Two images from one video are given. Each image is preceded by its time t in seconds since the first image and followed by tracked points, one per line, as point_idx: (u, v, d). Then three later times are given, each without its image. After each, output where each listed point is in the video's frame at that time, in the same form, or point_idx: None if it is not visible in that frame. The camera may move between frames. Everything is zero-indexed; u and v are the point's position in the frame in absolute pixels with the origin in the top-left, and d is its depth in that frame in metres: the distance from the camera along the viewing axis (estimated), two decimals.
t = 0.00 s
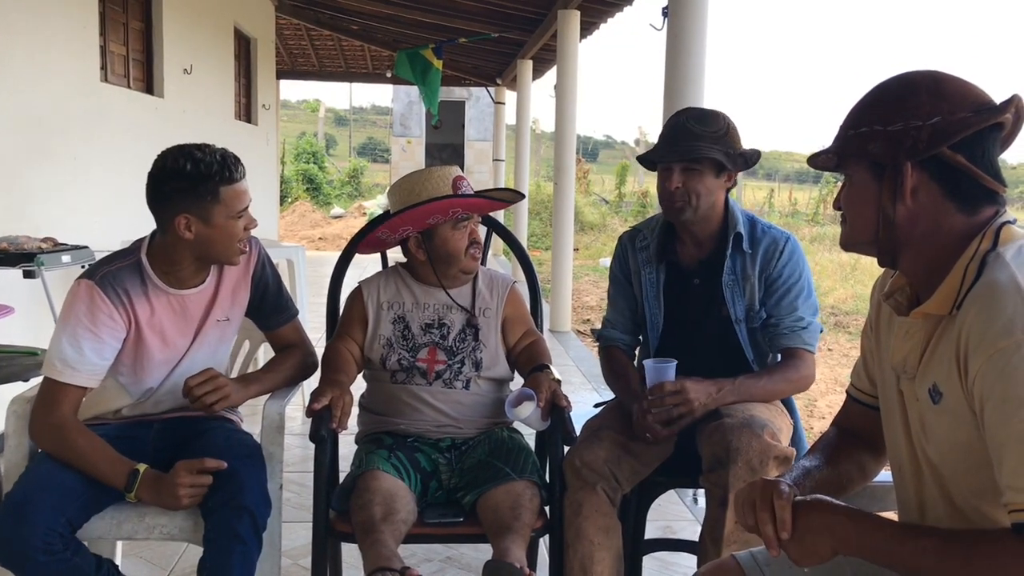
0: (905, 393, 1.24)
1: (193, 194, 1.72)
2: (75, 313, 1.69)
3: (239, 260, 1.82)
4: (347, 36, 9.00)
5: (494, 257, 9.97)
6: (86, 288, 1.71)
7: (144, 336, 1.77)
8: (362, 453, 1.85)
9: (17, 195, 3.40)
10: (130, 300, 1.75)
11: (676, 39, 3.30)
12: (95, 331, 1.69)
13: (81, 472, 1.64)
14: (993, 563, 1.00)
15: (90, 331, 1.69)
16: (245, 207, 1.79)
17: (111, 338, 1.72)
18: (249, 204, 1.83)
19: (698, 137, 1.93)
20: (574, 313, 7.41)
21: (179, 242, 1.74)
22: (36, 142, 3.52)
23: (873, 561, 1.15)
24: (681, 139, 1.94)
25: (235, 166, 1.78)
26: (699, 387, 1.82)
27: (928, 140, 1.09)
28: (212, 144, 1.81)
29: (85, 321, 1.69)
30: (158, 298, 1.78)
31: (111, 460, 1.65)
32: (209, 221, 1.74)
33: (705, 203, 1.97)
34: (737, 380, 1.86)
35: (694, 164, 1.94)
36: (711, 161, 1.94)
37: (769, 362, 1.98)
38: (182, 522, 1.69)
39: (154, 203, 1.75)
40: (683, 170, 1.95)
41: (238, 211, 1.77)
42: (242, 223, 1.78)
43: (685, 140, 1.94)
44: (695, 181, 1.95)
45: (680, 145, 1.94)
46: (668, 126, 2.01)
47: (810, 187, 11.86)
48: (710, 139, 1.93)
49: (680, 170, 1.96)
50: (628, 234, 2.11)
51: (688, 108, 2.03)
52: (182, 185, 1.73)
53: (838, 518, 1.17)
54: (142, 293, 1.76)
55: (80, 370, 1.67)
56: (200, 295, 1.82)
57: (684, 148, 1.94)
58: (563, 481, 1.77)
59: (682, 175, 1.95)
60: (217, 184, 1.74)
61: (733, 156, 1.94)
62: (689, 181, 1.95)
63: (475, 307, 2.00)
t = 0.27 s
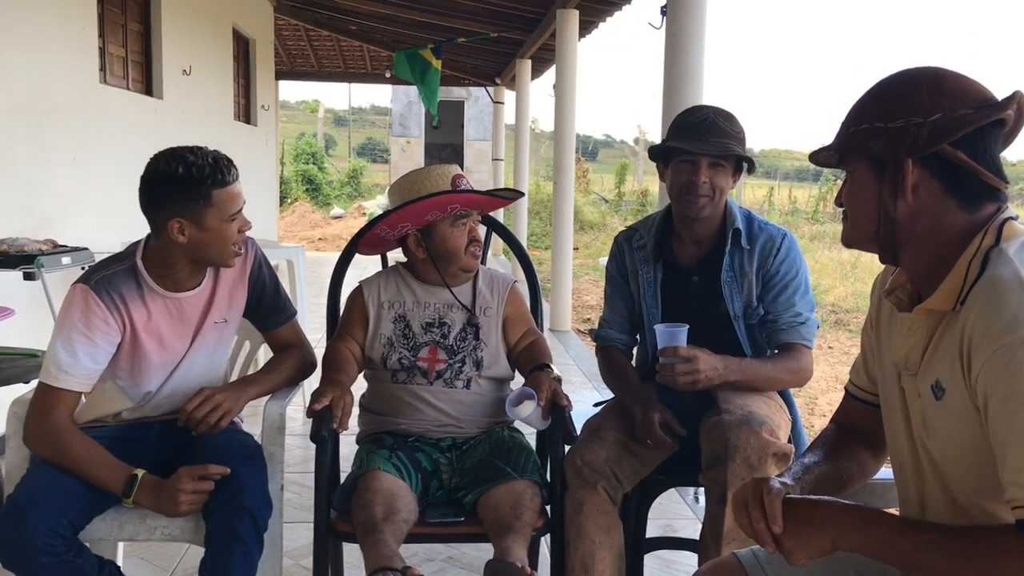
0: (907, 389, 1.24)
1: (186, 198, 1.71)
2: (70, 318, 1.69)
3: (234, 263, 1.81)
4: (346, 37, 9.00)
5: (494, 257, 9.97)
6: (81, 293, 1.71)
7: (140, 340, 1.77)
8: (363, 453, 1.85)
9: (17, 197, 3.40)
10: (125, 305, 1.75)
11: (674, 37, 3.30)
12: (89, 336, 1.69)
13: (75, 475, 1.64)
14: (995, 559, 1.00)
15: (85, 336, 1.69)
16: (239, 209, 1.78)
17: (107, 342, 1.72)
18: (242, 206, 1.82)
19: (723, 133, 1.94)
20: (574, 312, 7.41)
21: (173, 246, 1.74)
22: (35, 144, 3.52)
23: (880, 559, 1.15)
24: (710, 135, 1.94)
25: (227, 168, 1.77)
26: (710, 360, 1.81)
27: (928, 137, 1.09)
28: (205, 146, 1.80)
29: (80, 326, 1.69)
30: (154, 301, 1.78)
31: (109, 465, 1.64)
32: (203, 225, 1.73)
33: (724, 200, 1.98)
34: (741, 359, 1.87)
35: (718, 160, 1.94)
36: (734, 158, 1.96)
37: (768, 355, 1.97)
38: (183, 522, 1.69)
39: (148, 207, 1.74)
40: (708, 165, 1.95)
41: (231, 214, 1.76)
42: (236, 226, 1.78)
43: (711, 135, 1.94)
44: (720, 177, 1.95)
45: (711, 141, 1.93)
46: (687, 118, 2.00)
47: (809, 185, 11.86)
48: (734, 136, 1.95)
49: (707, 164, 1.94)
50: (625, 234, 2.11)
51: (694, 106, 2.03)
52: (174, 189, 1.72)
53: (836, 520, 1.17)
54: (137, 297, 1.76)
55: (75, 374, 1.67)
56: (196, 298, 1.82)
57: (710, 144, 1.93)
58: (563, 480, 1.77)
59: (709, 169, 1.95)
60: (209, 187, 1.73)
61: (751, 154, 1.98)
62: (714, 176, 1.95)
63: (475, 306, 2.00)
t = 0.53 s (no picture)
0: (906, 387, 1.24)
1: (179, 200, 1.71)
2: (69, 321, 1.69)
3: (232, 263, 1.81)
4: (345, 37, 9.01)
5: (494, 256, 9.97)
6: (79, 296, 1.71)
7: (139, 342, 1.77)
8: (364, 453, 1.85)
9: (17, 199, 3.40)
10: (124, 307, 1.75)
11: (673, 35, 3.30)
12: (88, 338, 1.69)
13: (74, 478, 1.63)
14: (994, 557, 1.00)
15: (84, 339, 1.69)
16: (234, 209, 1.78)
17: (105, 345, 1.72)
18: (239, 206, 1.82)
19: (731, 130, 1.94)
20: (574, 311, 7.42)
21: (169, 248, 1.74)
22: (35, 146, 3.52)
23: (882, 560, 1.14)
24: (720, 132, 1.94)
25: (222, 169, 1.76)
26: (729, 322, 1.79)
27: (893, 141, 1.11)
28: (199, 148, 1.79)
29: (78, 329, 1.69)
30: (153, 303, 1.78)
31: (107, 468, 1.64)
32: (198, 226, 1.73)
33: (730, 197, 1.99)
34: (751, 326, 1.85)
35: (726, 158, 1.95)
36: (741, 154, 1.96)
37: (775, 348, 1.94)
38: (185, 523, 1.70)
39: (142, 211, 1.75)
40: (716, 163, 1.95)
41: (226, 215, 1.76)
42: (231, 226, 1.77)
43: (720, 131, 1.93)
44: (727, 175, 1.96)
45: (720, 138, 1.93)
46: (693, 114, 1.99)
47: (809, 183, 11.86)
48: (741, 133, 1.95)
49: (715, 162, 1.95)
50: (627, 232, 2.11)
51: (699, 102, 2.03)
52: (168, 192, 1.71)
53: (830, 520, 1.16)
54: (136, 300, 1.76)
55: (75, 377, 1.67)
56: (195, 299, 1.82)
57: (719, 140, 1.93)
58: (563, 479, 1.77)
59: (717, 166, 1.95)
60: (203, 188, 1.72)
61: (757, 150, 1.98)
62: (722, 174, 1.96)
63: (476, 305, 2.00)
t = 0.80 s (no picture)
0: (903, 385, 1.24)
1: (178, 201, 1.71)
2: (68, 321, 1.69)
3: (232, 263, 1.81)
4: (344, 36, 9.00)
5: (493, 255, 9.97)
6: (79, 296, 1.70)
7: (139, 342, 1.77)
8: (362, 451, 1.85)
9: (15, 198, 3.39)
10: (123, 307, 1.75)
11: (671, 34, 3.30)
12: (88, 338, 1.69)
13: (72, 477, 1.64)
14: (990, 554, 1.00)
15: (84, 338, 1.69)
16: (234, 209, 1.78)
17: (105, 345, 1.72)
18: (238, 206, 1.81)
19: (728, 125, 1.94)
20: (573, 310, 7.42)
21: (168, 248, 1.74)
22: (32, 145, 3.51)
23: (879, 564, 1.14)
24: (718, 128, 1.94)
25: (221, 169, 1.76)
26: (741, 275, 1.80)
27: (886, 141, 1.12)
28: (199, 148, 1.79)
29: (78, 329, 1.69)
30: (152, 303, 1.78)
31: (105, 468, 1.64)
32: (197, 226, 1.72)
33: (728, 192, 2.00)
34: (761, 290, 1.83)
35: (724, 154, 1.95)
36: (739, 150, 1.96)
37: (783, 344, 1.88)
38: (184, 522, 1.70)
39: (140, 211, 1.75)
40: (715, 159, 1.95)
41: (226, 215, 1.76)
42: (231, 226, 1.77)
43: (717, 127, 1.94)
44: (725, 170, 1.96)
45: (719, 133, 1.93)
46: (691, 111, 1.99)
47: (808, 182, 11.86)
48: (737, 128, 1.95)
49: (714, 158, 1.95)
50: (626, 230, 2.13)
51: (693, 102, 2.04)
52: (168, 192, 1.71)
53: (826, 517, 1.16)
54: (135, 300, 1.76)
55: (74, 377, 1.67)
56: (195, 299, 1.82)
57: (717, 136, 1.93)
58: (562, 477, 1.77)
59: (716, 161, 1.95)
60: (203, 188, 1.72)
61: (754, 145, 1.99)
62: (720, 169, 1.97)
63: (474, 304, 2.00)
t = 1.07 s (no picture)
0: (901, 384, 1.24)
1: (171, 200, 1.70)
2: (63, 318, 1.68)
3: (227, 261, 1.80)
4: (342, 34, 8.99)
5: (491, 253, 9.96)
6: (74, 293, 1.70)
7: (133, 339, 1.76)
8: (358, 450, 1.85)
9: (12, 194, 3.39)
10: (118, 304, 1.74)
11: (669, 32, 3.29)
12: (82, 335, 1.68)
13: (66, 472, 1.64)
14: (986, 552, 1.00)
15: (78, 335, 1.68)
16: (228, 207, 1.77)
17: (100, 342, 1.71)
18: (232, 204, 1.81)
19: (718, 126, 1.93)
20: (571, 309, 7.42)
21: (163, 247, 1.73)
22: (29, 141, 3.50)
23: (872, 559, 1.14)
24: (707, 129, 1.92)
25: (213, 167, 1.75)
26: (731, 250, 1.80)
27: (885, 138, 1.11)
28: (190, 146, 1.78)
29: (72, 326, 1.68)
30: (147, 301, 1.77)
31: (101, 461, 1.65)
32: (191, 225, 1.72)
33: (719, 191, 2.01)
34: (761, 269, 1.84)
35: (715, 156, 1.95)
36: (730, 150, 1.96)
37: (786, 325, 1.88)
38: (179, 520, 1.69)
39: (134, 209, 1.74)
40: (706, 161, 1.95)
41: (220, 213, 1.75)
42: (225, 224, 1.76)
43: (707, 127, 1.92)
44: (716, 172, 1.97)
45: (708, 136, 1.92)
46: (679, 113, 1.97)
47: (806, 181, 11.86)
48: (727, 129, 1.94)
49: (705, 161, 1.95)
50: (620, 231, 2.12)
51: (682, 100, 2.03)
52: (162, 190, 1.70)
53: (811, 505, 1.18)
54: (130, 297, 1.75)
55: (70, 374, 1.66)
56: (190, 297, 1.81)
57: (708, 138, 1.92)
58: (557, 475, 1.77)
59: (706, 163, 1.95)
60: (196, 187, 1.71)
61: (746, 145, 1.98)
62: (712, 171, 1.97)
63: (471, 302, 2.00)
